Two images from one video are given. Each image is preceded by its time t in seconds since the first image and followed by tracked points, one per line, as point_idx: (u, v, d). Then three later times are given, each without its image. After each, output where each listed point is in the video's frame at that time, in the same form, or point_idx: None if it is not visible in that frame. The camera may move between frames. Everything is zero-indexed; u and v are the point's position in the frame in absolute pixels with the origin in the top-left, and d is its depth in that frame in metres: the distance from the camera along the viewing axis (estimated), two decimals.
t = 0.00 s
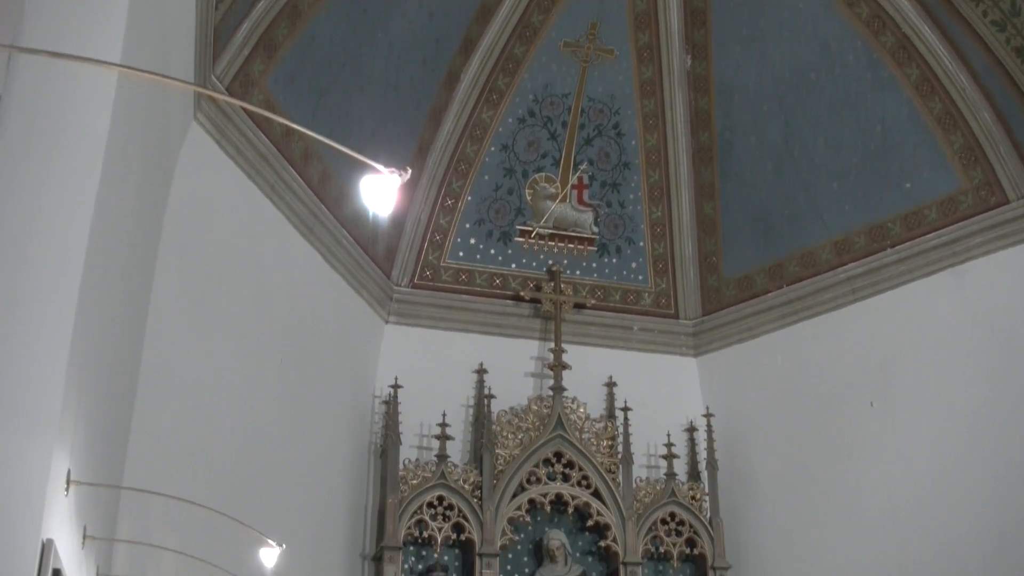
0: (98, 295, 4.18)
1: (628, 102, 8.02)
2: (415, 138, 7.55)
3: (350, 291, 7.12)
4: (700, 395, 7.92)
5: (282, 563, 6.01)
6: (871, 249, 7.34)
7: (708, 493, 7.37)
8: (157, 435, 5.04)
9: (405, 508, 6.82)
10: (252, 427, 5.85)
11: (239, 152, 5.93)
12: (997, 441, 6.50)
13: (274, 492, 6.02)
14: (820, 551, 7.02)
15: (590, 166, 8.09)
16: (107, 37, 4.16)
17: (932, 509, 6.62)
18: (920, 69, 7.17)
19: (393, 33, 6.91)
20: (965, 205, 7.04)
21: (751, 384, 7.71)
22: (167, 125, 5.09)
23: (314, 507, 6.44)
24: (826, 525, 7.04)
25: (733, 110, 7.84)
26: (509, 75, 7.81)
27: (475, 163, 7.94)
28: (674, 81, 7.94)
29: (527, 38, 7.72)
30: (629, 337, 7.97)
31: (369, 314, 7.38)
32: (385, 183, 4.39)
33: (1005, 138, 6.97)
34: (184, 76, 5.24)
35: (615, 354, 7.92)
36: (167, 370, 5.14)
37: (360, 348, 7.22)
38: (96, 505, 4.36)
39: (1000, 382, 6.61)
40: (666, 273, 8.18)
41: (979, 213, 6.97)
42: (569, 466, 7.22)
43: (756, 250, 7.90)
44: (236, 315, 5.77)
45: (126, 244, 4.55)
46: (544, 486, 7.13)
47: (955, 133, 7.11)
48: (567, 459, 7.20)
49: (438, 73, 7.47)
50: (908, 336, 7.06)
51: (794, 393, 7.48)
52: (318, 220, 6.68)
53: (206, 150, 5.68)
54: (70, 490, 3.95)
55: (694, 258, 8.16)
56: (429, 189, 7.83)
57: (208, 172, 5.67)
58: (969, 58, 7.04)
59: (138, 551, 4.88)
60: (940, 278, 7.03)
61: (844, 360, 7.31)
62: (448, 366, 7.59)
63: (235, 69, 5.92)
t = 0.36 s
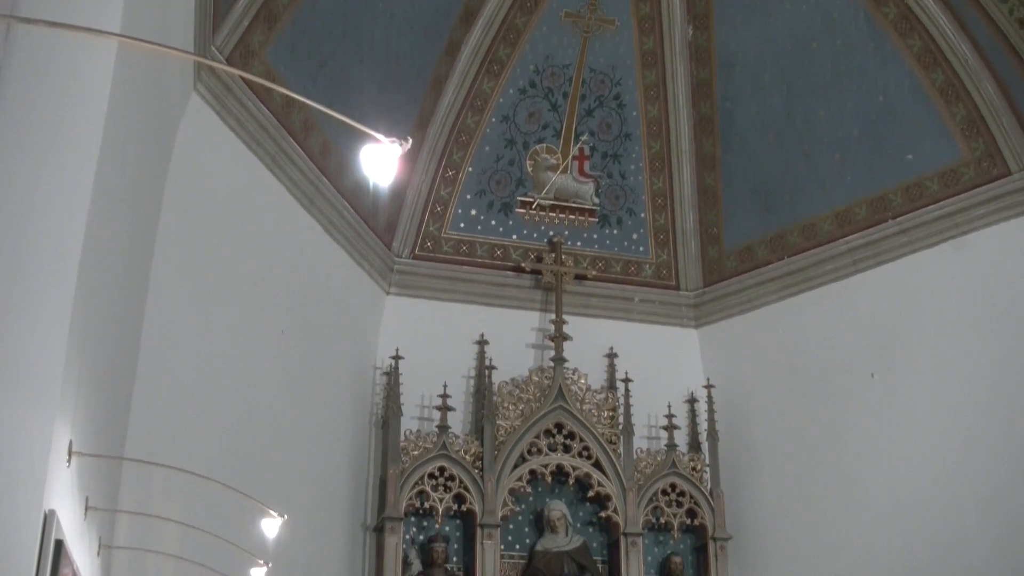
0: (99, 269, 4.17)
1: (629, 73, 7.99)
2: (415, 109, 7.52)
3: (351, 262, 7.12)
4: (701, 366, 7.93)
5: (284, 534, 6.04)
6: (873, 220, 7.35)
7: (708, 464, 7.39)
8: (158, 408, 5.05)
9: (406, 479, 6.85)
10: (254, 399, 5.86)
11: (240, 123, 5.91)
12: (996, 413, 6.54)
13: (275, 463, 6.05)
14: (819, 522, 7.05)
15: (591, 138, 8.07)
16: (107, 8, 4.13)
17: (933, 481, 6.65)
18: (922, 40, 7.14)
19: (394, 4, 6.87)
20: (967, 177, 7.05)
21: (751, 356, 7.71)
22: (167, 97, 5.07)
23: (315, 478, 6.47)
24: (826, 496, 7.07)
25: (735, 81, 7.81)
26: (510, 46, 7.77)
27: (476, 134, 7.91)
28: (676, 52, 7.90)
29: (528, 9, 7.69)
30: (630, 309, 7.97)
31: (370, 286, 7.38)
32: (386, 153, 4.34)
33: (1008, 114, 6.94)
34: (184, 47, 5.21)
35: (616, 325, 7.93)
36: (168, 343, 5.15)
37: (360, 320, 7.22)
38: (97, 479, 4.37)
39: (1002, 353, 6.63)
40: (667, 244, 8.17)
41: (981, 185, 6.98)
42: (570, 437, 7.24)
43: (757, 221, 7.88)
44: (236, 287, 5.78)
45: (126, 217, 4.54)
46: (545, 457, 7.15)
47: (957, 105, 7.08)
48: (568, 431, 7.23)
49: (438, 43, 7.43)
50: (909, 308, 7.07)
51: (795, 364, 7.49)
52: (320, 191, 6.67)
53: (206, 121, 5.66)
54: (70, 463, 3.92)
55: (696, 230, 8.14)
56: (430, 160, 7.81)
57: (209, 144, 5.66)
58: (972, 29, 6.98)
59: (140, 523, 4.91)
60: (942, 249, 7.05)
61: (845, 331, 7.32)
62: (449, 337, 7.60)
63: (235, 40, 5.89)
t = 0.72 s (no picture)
0: (99, 241, 4.14)
1: (631, 42, 7.95)
2: (416, 78, 7.48)
3: (352, 232, 7.11)
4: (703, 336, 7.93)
5: (287, 503, 6.08)
6: (875, 190, 7.35)
7: (710, 434, 7.41)
8: (160, 379, 5.06)
9: (407, 449, 6.89)
10: (256, 369, 5.88)
11: (240, 93, 5.89)
12: (997, 382, 6.55)
13: (278, 433, 6.07)
14: (820, 491, 7.09)
15: (593, 107, 8.04)
16: None
17: (933, 450, 6.68)
18: (926, 9, 7.09)
19: None
20: (969, 147, 7.05)
21: (753, 325, 7.72)
22: (167, 67, 5.05)
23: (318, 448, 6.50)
24: (826, 466, 7.10)
25: (737, 50, 7.77)
26: (511, 15, 7.73)
27: (477, 104, 7.88)
28: (678, 21, 7.85)
29: None
30: (631, 278, 7.97)
31: (371, 256, 7.38)
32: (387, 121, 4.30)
33: (1011, 83, 6.93)
34: (184, 17, 5.18)
35: (618, 295, 7.94)
36: (169, 314, 5.16)
37: (362, 289, 7.23)
38: (99, 450, 4.38)
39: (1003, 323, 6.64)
40: (668, 214, 8.16)
41: (983, 154, 6.98)
42: (571, 406, 7.27)
43: (758, 191, 7.87)
44: (237, 258, 5.77)
45: (127, 189, 4.53)
46: (547, 427, 7.18)
47: (960, 74, 7.07)
48: (569, 400, 7.24)
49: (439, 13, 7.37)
50: (910, 278, 7.08)
51: (796, 334, 7.50)
52: (321, 161, 6.66)
53: (206, 91, 5.63)
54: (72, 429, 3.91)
55: (698, 200, 8.13)
56: (431, 129, 7.79)
57: (210, 114, 5.64)
58: None
59: (143, 492, 4.94)
60: (944, 219, 7.05)
61: (846, 301, 7.32)
62: (451, 307, 7.61)
63: (235, 9, 5.85)
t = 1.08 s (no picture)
0: (100, 213, 4.14)
1: (633, 11, 7.92)
2: (417, 46, 7.44)
3: (352, 201, 7.10)
4: (704, 306, 7.93)
5: (288, 472, 6.11)
6: (877, 159, 7.33)
7: (711, 403, 7.44)
8: (162, 349, 5.08)
9: (409, 418, 6.93)
10: (257, 339, 5.89)
11: (240, 62, 5.87)
12: (997, 351, 6.57)
13: (279, 402, 6.09)
14: (820, 460, 7.12)
15: (594, 76, 8.01)
16: None
17: (933, 419, 6.71)
18: None
19: None
20: (972, 116, 7.03)
21: (754, 294, 7.72)
22: (167, 36, 5.02)
23: (319, 417, 6.52)
24: (827, 434, 7.13)
25: (740, 18, 7.72)
26: None
27: (478, 73, 7.85)
28: None
29: None
30: (632, 247, 7.96)
31: (373, 225, 7.38)
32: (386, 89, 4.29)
33: (1014, 52, 6.90)
34: None
35: (619, 264, 7.93)
36: (171, 284, 5.16)
37: (362, 258, 7.22)
38: (101, 421, 4.40)
39: (1005, 293, 6.64)
40: (669, 183, 8.14)
41: (985, 124, 6.96)
42: (573, 375, 7.29)
43: (760, 159, 7.85)
44: (238, 228, 5.77)
45: (126, 160, 4.52)
46: (548, 395, 7.20)
47: (963, 43, 7.04)
48: (570, 369, 7.28)
49: None
50: (912, 248, 7.07)
51: (797, 303, 7.50)
52: (322, 129, 6.64)
53: (207, 60, 5.61)
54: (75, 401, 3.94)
55: (699, 168, 8.11)
56: (432, 98, 7.76)
57: (210, 83, 5.61)
58: None
59: (145, 462, 4.93)
60: (946, 188, 7.04)
61: (847, 270, 7.32)
62: (452, 276, 7.61)
63: None
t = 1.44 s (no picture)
0: (100, 183, 4.13)
1: None
2: (418, 10, 7.40)
3: (354, 166, 7.09)
4: (706, 271, 7.93)
5: (291, 437, 6.14)
6: (879, 124, 7.31)
7: (713, 367, 7.46)
8: (164, 315, 5.08)
9: (411, 383, 6.96)
10: (258, 306, 5.90)
11: (240, 27, 5.83)
12: (999, 316, 6.58)
13: (282, 368, 6.11)
14: (821, 425, 7.15)
15: (596, 40, 7.97)
16: None
17: (935, 383, 6.73)
18: None
19: None
20: (975, 81, 7.00)
21: (756, 259, 7.72)
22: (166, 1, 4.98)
23: (322, 382, 6.55)
24: (828, 399, 7.15)
25: None
26: None
27: (479, 37, 7.81)
28: None
29: None
30: (634, 212, 7.95)
31: (374, 190, 7.37)
32: (387, 52, 4.37)
33: (1018, 16, 6.82)
34: None
35: (621, 229, 7.92)
36: (171, 249, 5.16)
37: (364, 224, 7.22)
38: (103, 387, 4.41)
39: (1007, 260, 6.64)
40: (672, 147, 8.12)
41: (989, 89, 6.93)
42: (575, 339, 7.32)
43: (763, 124, 7.83)
44: (239, 195, 5.77)
45: (127, 127, 4.51)
46: (550, 360, 7.23)
47: (968, 7, 6.97)
48: (572, 333, 7.30)
49: None
50: (914, 214, 7.06)
51: (799, 268, 7.50)
52: (323, 94, 6.61)
53: (207, 26, 5.57)
54: (76, 366, 3.94)
55: (701, 133, 8.09)
56: (433, 63, 7.73)
57: (211, 49, 5.58)
58: None
59: (148, 427, 4.94)
60: (949, 154, 7.02)
61: (849, 236, 7.32)
62: (453, 241, 7.61)
63: None
